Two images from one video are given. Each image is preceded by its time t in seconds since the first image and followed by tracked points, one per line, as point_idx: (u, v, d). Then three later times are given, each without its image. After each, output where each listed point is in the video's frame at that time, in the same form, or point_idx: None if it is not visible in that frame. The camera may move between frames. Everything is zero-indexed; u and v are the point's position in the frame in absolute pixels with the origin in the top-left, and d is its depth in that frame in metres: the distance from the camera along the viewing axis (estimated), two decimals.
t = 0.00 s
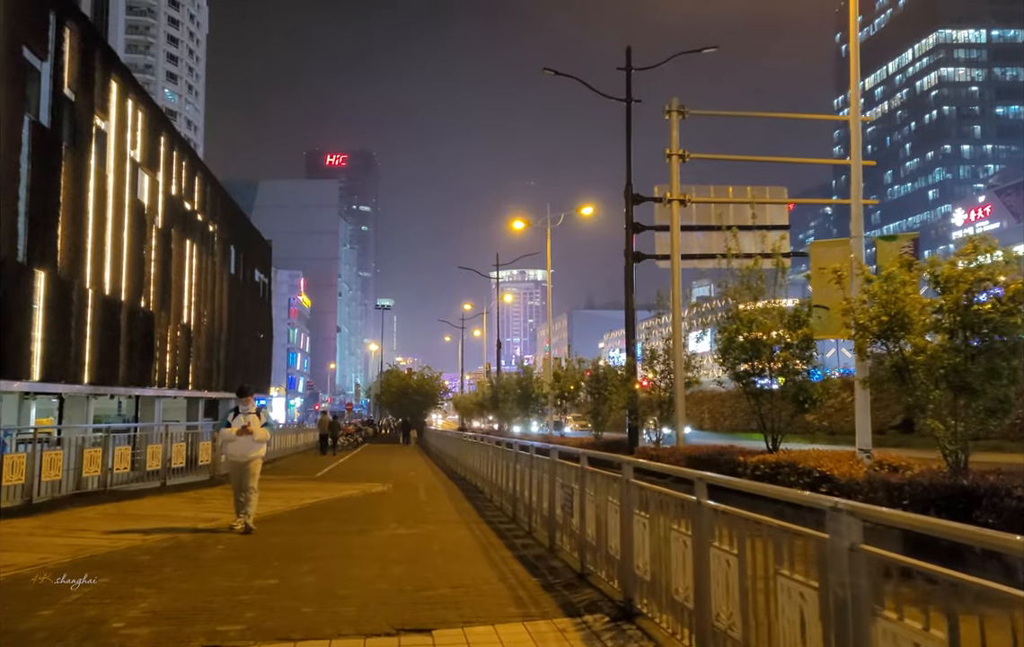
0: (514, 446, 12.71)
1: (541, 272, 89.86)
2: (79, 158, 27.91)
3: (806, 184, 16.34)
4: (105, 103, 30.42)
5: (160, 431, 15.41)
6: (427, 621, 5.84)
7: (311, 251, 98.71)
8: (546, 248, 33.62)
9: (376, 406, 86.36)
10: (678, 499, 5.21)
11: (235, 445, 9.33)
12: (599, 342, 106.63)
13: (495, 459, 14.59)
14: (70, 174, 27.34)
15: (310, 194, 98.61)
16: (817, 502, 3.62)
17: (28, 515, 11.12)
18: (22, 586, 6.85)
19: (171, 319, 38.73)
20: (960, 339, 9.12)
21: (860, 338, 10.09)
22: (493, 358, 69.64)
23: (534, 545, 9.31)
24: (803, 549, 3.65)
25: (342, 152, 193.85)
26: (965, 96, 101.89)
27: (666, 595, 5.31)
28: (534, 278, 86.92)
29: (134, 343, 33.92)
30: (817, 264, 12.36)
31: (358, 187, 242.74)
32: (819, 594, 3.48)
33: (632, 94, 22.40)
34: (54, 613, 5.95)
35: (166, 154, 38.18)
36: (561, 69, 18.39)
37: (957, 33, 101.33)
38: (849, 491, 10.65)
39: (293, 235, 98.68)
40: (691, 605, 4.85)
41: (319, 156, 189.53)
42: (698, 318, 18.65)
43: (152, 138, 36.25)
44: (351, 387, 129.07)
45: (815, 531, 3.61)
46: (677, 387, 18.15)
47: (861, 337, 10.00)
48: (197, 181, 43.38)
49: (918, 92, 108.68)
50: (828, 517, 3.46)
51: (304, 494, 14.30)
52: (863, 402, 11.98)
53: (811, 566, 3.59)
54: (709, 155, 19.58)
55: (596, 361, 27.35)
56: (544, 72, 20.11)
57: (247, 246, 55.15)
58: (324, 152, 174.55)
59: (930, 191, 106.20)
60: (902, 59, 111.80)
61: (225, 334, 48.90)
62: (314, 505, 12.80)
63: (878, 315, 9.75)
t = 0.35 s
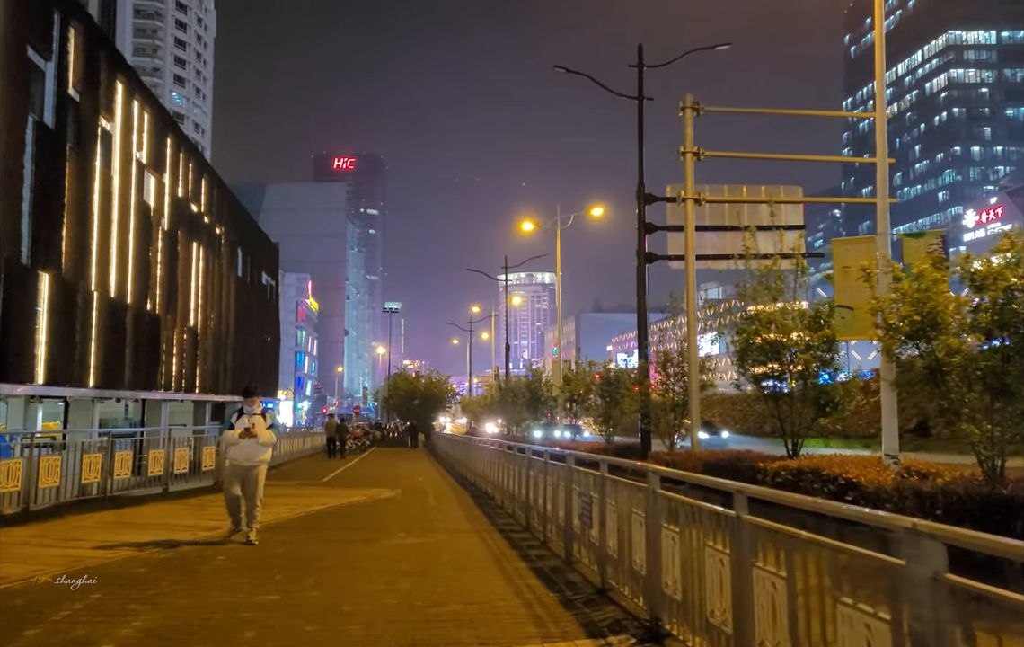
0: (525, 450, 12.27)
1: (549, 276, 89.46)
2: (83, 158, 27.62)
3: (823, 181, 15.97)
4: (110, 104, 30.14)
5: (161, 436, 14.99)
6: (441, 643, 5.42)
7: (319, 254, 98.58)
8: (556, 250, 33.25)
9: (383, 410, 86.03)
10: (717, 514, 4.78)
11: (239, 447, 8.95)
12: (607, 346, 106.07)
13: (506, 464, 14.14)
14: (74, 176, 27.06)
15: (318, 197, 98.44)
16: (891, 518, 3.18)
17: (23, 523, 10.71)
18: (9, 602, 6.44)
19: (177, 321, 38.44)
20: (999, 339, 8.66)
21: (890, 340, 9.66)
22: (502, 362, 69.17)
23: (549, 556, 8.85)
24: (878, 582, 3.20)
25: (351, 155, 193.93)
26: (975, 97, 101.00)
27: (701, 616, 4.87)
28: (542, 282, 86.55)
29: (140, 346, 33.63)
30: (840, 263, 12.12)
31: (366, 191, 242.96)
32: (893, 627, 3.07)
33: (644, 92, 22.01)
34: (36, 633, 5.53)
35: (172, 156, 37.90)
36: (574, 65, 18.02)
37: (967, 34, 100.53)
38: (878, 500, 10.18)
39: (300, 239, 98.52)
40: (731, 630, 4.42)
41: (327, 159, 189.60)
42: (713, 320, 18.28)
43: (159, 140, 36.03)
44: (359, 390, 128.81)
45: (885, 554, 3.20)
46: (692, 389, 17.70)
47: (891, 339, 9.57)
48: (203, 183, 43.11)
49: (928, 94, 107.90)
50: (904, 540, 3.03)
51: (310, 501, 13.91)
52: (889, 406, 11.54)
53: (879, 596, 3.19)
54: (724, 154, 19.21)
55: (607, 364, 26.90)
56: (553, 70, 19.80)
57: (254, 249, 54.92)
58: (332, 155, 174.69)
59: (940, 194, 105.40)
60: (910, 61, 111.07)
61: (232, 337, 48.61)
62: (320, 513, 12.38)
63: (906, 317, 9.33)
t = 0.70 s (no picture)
0: (530, 452, 11.86)
1: (552, 278, 89.10)
2: (81, 155, 27.26)
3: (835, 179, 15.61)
4: (109, 102, 29.79)
5: (156, 439, 14.57)
6: None
7: (321, 255, 98.27)
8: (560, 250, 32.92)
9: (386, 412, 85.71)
10: (749, 526, 4.39)
11: (228, 455, 8.32)
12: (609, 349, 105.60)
13: (511, 468, 13.72)
14: (73, 173, 26.71)
15: (320, 199, 98.11)
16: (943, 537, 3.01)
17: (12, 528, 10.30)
18: None
19: (177, 321, 38.07)
20: None
21: (916, 339, 9.23)
22: (504, 364, 68.75)
23: (559, 564, 8.44)
24: (940, 611, 2.96)
25: (353, 158, 193.78)
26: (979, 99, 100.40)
27: (731, 637, 4.44)
28: (544, 284, 86.27)
29: (139, 348, 33.27)
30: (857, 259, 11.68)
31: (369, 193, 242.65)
32: None
33: (650, 89, 21.69)
34: None
35: (173, 155, 37.57)
36: (580, 60, 17.65)
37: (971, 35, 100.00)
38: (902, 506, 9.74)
39: (303, 240, 98.21)
40: None
41: (330, 161, 189.48)
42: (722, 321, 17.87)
43: (159, 139, 35.68)
44: (361, 392, 128.43)
45: (964, 580, 2.90)
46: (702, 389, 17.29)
47: (917, 336, 9.14)
48: (204, 183, 42.75)
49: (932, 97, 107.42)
50: (993, 563, 2.69)
51: (308, 506, 13.46)
52: (909, 407, 11.09)
53: (961, 629, 2.84)
54: (734, 151, 18.77)
55: (612, 365, 26.52)
56: (559, 66, 19.41)
57: (256, 250, 54.55)
58: (335, 157, 174.46)
59: (944, 196, 104.94)
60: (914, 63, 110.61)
61: (233, 338, 48.22)
62: (319, 517, 12.00)
63: (926, 315, 8.96)
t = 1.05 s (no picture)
0: (536, 457, 11.45)
1: (553, 281, 88.74)
2: (78, 155, 26.90)
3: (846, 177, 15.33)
4: (107, 101, 29.41)
5: (148, 444, 14.16)
6: None
7: (320, 258, 97.94)
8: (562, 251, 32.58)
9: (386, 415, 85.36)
10: (778, 543, 4.07)
11: (206, 462, 7.59)
12: (610, 352, 105.25)
13: (515, 474, 13.33)
14: (69, 173, 26.32)
15: (320, 201, 97.77)
16: (979, 553, 2.77)
17: None
18: None
19: (175, 324, 37.70)
20: None
21: (938, 338, 8.85)
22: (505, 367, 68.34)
23: (568, 577, 8.07)
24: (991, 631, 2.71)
25: (354, 161, 193.58)
26: (981, 102, 100.12)
27: None
28: (543, 287, 85.98)
29: (136, 350, 32.89)
30: (873, 257, 11.28)
31: (369, 196, 242.31)
32: None
33: (655, 87, 21.34)
34: None
35: (171, 156, 37.23)
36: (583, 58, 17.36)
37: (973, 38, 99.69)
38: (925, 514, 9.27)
39: (303, 243, 97.88)
40: None
41: (330, 163, 189.15)
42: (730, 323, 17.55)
43: (157, 140, 35.29)
44: (361, 395, 128.07)
45: None
46: (709, 392, 16.91)
47: (941, 336, 8.72)
48: (203, 184, 42.40)
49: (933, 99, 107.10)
50: None
51: (305, 513, 13.06)
52: (929, 411, 10.70)
53: None
54: (742, 149, 18.38)
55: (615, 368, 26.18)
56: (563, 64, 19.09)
57: (255, 252, 54.19)
58: (335, 160, 174.18)
59: (945, 199, 104.61)
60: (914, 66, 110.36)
61: (231, 340, 47.83)
62: (317, 525, 11.64)
63: (944, 315, 8.61)
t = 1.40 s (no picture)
0: (542, 461, 11.04)
1: (553, 282, 88.41)
2: (74, 153, 26.47)
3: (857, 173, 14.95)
4: (103, 100, 28.98)
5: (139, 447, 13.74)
6: None
7: (320, 259, 97.53)
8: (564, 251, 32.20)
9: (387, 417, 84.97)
10: (809, 555, 3.79)
11: (183, 471, 6.80)
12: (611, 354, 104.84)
13: (520, 477, 12.94)
14: (64, 171, 25.88)
15: (320, 203, 97.40)
16: None
17: None
18: None
19: (173, 325, 37.27)
20: None
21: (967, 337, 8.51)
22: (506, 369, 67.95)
23: (579, 588, 7.64)
24: (1015, 644, 2.59)
25: (354, 163, 193.39)
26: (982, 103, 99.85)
27: None
28: (543, 289, 85.71)
29: (133, 352, 32.47)
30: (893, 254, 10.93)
31: (369, 198, 242.01)
32: None
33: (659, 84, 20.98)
34: None
35: (169, 155, 36.83)
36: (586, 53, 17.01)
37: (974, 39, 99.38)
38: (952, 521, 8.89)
39: (303, 244, 97.52)
40: None
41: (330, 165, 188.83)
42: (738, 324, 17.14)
43: (155, 138, 34.89)
44: (361, 397, 127.71)
45: None
46: (716, 394, 16.51)
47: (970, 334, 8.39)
48: (201, 184, 42.00)
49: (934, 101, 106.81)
50: None
51: (303, 519, 12.62)
52: (951, 414, 10.29)
53: None
54: (749, 145, 17.97)
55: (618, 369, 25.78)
56: (565, 58, 18.66)
57: (255, 252, 53.82)
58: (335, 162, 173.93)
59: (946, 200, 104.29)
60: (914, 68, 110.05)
61: (230, 342, 47.41)
62: (315, 531, 11.24)
63: (969, 315, 8.29)
